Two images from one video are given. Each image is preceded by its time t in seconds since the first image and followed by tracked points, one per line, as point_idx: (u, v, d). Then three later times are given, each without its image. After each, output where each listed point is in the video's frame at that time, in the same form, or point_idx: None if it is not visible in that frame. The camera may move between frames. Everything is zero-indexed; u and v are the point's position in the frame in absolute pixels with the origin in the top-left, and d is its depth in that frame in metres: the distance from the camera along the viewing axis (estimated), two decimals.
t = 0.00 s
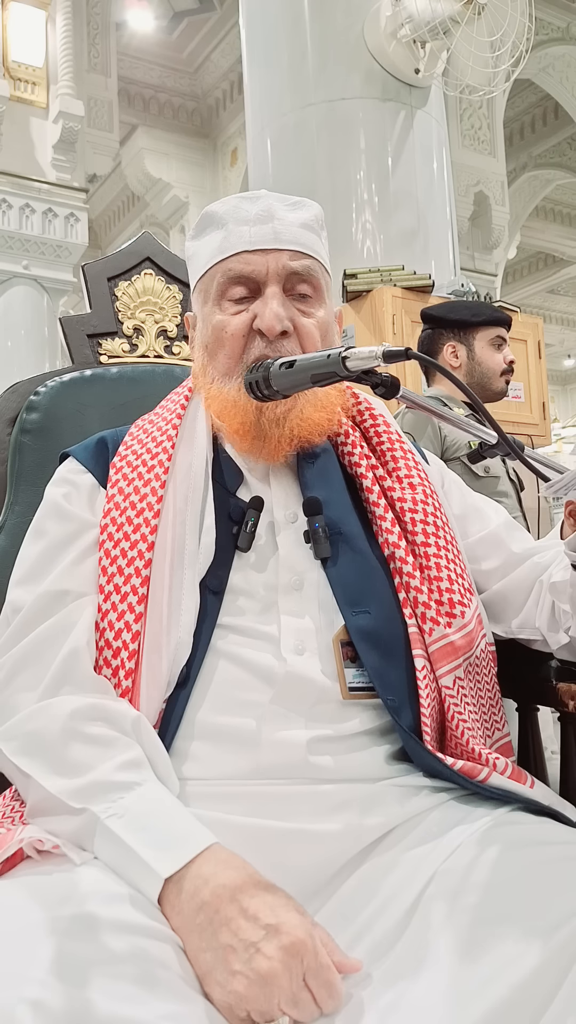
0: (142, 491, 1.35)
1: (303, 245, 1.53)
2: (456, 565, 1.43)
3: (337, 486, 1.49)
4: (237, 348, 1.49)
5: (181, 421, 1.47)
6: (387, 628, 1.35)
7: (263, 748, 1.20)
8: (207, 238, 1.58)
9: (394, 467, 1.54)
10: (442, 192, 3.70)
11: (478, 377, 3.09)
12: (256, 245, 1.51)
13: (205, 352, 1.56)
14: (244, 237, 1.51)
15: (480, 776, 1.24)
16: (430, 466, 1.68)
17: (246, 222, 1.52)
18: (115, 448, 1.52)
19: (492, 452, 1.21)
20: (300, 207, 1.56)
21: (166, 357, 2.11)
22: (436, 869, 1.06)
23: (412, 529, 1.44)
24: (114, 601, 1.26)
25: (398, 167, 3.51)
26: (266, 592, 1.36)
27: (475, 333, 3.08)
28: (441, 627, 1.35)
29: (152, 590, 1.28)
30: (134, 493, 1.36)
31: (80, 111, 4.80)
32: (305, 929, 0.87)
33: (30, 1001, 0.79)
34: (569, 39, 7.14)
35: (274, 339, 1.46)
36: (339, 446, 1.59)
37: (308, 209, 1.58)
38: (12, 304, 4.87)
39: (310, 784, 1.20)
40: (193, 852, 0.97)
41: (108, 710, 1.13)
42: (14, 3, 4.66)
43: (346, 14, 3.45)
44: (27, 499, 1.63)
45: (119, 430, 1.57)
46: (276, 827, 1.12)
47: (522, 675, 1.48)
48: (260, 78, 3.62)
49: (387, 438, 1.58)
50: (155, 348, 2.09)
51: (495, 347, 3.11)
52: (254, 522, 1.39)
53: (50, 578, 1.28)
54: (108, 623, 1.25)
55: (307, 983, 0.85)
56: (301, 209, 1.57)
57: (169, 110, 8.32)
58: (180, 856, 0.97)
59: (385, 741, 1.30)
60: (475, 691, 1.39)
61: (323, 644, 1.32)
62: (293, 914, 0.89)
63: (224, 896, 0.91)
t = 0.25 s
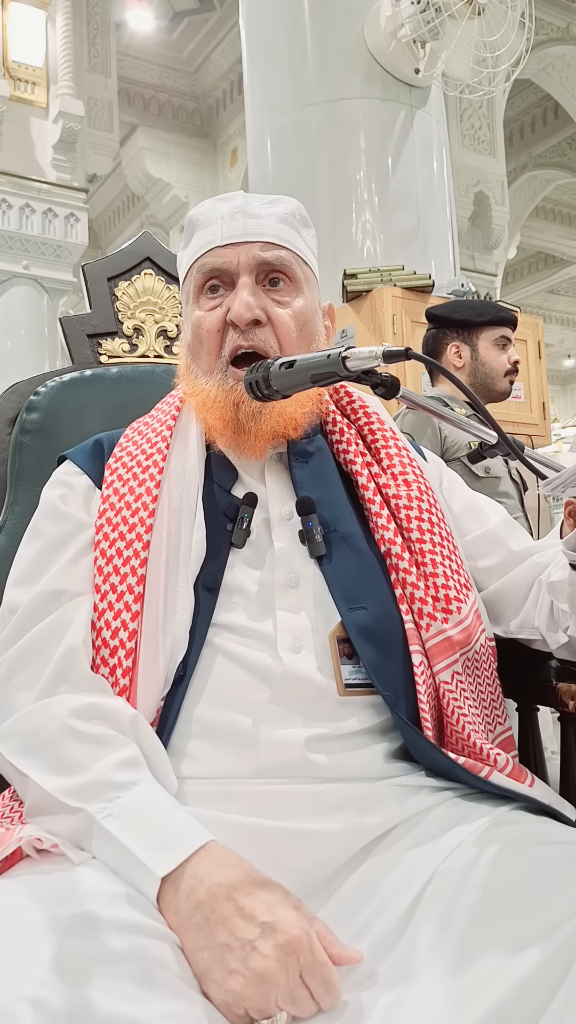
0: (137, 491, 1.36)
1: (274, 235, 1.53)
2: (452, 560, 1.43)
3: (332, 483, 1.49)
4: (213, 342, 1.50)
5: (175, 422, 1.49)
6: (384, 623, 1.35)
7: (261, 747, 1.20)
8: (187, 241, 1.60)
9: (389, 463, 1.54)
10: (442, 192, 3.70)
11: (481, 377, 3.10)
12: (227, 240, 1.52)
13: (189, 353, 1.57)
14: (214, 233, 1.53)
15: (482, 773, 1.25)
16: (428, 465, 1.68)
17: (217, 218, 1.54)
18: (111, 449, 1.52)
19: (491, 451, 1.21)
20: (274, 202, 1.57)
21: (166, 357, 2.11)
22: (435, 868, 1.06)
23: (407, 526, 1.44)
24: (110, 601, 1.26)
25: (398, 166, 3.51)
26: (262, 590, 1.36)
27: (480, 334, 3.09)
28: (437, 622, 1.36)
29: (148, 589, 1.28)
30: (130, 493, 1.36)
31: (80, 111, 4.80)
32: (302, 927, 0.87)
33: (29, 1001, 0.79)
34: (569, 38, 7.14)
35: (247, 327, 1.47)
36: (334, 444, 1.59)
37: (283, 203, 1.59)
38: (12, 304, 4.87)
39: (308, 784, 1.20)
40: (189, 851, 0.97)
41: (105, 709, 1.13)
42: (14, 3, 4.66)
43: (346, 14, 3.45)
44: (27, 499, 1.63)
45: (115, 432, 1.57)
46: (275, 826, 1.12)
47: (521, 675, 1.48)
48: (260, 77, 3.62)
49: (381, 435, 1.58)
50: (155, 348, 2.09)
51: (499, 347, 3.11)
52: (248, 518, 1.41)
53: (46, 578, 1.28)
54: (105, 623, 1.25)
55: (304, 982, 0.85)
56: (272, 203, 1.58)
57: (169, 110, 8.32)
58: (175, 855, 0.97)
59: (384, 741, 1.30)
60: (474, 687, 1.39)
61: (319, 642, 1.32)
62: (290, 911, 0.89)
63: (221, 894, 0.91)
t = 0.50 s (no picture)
0: (137, 491, 1.36)
1: (273, 236, 1.53)
2: (451, 561, 1.43)
3: (332, 484, 1.49)
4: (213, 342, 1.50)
5: (175, 422, 1.48)
6: (384, 623, 1.35)
7: (261, 746, 1.20)
8: (187, 243, 1.60)
9: (388, 464, 1.54)
10: (442, 192, 3.70)
11: (483, 377, 3.09)
12: (226, 240, 1.52)
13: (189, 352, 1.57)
14: (215, 235, 1.53)
15: (482, 773, 1.25)
16: (427, 465, 1.68)
17: (215, 219, 1.54)
18: (111, 449, 1.52)
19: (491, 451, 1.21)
20: (272, 202, 1.57)
21: (166, 357, 2.11)
22: (434, 868, 1.06)
23: (406, 526, 1.44)
24: (110, 601, 1.26)
25: (398, 166, 3.51)
26: (262, 591, 1.36)
27: (482, 334, 3.09)
28: (437, 622, 1.36)
29: (148, 589, 1.28)
30: (130, 493, 1.36)
31: (80, 111, 4.80)
32: (301, 926, 0.87)
33: (28, 999, 0.79)
34: (569, 39, 7.14)
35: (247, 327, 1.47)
36: (333, 445, 1.59)
37: (282, 203, 1.59)
38: (12, 304, 4.87)
39: (308, 784, 1.20)
40: (187, 851, 0.97)
41: (105, 709, 1.13)
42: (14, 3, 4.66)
43: (346, 14, 3.45)
44: (26, 499, 1.63)
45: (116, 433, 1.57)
46: (275, 826, 1.12)
47: (521, 675, 1.48)
48: (260, 77, 3.62)
49: (380, 435, 1.58)
50: (155, 348, 2.09)
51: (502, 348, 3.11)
52: (248, 518, 1.41)
53: (47, 578, 1.28)
54: (105, 623, 1.25)
55: (303, 982, 0.85)
56: (271, 203, 1.57)
57: (169, 110, 8.32)
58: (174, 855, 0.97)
59: (384, 740, 1.30)
60: (474, 688, 1.39)
61: (319, 642, 1.32)
62: (289, 910, 0.89)
63: (219, 894, 0.91)
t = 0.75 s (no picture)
0: (140, 491, 1.35)
1: (316, 252, 1.53)
2: (453, 563, 1.43)
3: (335, 485, 1.49)
4: (254, 349, 1.48)
5: (179, 422, 1.47)
6: (385, 624, 1.35)
7: (261, 746, 1.21)
8: (220, 237, 1.56)
9: (391, 467, 1.54)
10: (442, 192, 3.70)
11: (483, 377, 3.09)
12: (276, 250, 1.51)
13: (215, 350, 1.54)
14: (264, 239, 1.51)
15: (481, 773, 1.25)
16: (427, 466, 1.68)
17: (265, 224, 1.52)
18: (113, 449, 1.52)
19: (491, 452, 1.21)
20: (312, 214, 1.57)
21: (166, 357, 2.11)
22: (434, 868, 1.06)
23: (408, 528, 1.44)
24: (112, 601, 1.26)
25: (398, 166, 3.51)
26: (263, 591, 1.36)
27: (483, 334, 3.09)
28: (438, 624, 1.36)
29: (150, 589, 1.28)
30: (132, 493, 1.36)
31: (80, 111, 4.80)
32: (302, 926, 0.87)
33: (28, 998, 0.79)
34: (569, 39, 7.14)
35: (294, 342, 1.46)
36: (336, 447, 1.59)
37: (319, 216, 1.59)
38: (12, 304, 4.87)
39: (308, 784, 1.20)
40: (187, 851, 0.97)
41: (107, 710, 1.13)
42: (14, 3, 4.66)
43: (346, 14, 3.45)
44: (27, 499, 1.63)
45: (118, 432, 1.57)
46: (275, 826, 1.12)
47: (521, 675, 1.48)
48: (260, 77, 3.62)
49: (383, 438, 1.58)
50: (155, 348, 2.09)
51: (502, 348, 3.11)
52: (251, 522, 1.40)
53: (48, 578, 1.28)
54: (106, 623, 1.25)
55: (304, 981, 0.85)
56: (314, 216, 1.57)
57: (169, 110, 8.32)
58: (175, 855, 0.97)
59: (384, 740, 1.30)
60: (474, 690, 1.39)
61: (321, 642, 1.33)
62: (288, 910, 0.89)
63: (219, 894, 0.91)
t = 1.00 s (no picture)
0: (140, 491, 1.35)
1: (332, 260, 1.54)
2: (455, 564, 1.43)
3: (337, 485, 1.49)
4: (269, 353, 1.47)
5: (180, 421, 1.47)
6: (385, 624, 1.35)
7: (261, 745, 1.21)
8: (234, 238, 1.56)
9: (393, 468, 1.54)
10: (442, 192, 3.69)
11: (483, 376, 3.08)
12: (295, 255, 1.50)
13: (227, 352, 1.53)
14: (282, 244, 1.50)
15: (481, 773, 1.25)
16: (428, 467, 1.68)
17: (284, 228, 1.51)
18: (114, 449, 1.52)
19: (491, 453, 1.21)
20: (328, 220, 1.57)
21: (166, 357, 2.11)
22: (435, 868, 1.06)
23: (410, 530, 1.45)
24: (112, 601, 1.26)
25: (398, 166, 3.51)
26: (264, 591, 1.36)
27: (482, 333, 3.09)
28: (439, 625, 1.36)
29: (150, 590, 1.28)
30: (133, 493, 1.36)
31: (80, 111, 4.79)
32: (303, 926, 0.87)
33: (28, 998, 0.79)
34: (569, 38, 7.14)
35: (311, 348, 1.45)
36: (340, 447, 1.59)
37: (335, 223, 1.59)
38: (12, 304, 4.87)
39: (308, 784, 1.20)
40: (188, 851, 0.97)
41: (108, 709, 1.13)
42: (14, 3, 4.66)
43: (346, 14, 3.45)
44: (27, 499, 1.63)
45: (119, 432, 1.57)
46: (275, 826, 1.12)
47: (521, 675, 1.48)
48: (260, 77, 3.62)
49: (386, 440, 1.58)
50: (155, 348, 2.09)
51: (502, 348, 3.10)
52: (252, 522, 1.40)
53: (48, 578, 1.28)
54: (107, 623, 1.25)
55: (304, 981, 0.85)
56: (329, 222, 1.57)
57: (169, 110, 8.32)
58: (175, 855, 0.97)
59: (384, 740, 1.30)
60: (474, 691, 1.39)
61: (322, 640, 1.33)
62: (288, 910, 0.89)
63: (219, 894, 0.91)
